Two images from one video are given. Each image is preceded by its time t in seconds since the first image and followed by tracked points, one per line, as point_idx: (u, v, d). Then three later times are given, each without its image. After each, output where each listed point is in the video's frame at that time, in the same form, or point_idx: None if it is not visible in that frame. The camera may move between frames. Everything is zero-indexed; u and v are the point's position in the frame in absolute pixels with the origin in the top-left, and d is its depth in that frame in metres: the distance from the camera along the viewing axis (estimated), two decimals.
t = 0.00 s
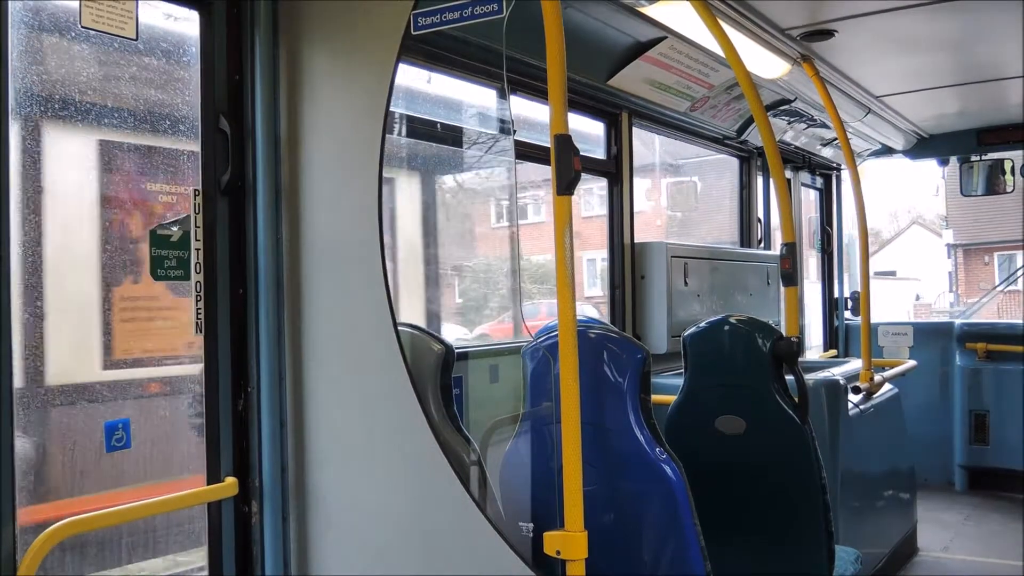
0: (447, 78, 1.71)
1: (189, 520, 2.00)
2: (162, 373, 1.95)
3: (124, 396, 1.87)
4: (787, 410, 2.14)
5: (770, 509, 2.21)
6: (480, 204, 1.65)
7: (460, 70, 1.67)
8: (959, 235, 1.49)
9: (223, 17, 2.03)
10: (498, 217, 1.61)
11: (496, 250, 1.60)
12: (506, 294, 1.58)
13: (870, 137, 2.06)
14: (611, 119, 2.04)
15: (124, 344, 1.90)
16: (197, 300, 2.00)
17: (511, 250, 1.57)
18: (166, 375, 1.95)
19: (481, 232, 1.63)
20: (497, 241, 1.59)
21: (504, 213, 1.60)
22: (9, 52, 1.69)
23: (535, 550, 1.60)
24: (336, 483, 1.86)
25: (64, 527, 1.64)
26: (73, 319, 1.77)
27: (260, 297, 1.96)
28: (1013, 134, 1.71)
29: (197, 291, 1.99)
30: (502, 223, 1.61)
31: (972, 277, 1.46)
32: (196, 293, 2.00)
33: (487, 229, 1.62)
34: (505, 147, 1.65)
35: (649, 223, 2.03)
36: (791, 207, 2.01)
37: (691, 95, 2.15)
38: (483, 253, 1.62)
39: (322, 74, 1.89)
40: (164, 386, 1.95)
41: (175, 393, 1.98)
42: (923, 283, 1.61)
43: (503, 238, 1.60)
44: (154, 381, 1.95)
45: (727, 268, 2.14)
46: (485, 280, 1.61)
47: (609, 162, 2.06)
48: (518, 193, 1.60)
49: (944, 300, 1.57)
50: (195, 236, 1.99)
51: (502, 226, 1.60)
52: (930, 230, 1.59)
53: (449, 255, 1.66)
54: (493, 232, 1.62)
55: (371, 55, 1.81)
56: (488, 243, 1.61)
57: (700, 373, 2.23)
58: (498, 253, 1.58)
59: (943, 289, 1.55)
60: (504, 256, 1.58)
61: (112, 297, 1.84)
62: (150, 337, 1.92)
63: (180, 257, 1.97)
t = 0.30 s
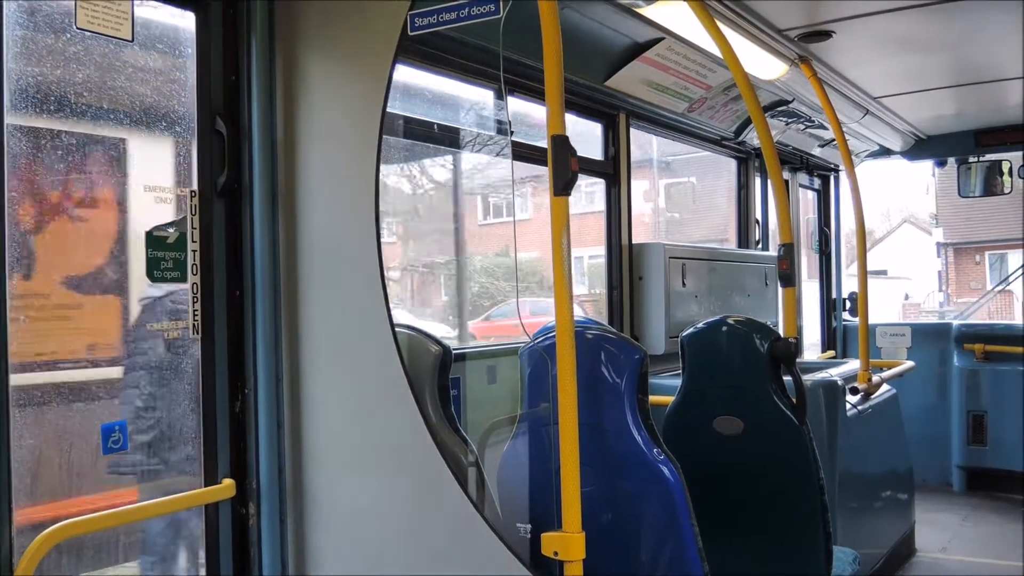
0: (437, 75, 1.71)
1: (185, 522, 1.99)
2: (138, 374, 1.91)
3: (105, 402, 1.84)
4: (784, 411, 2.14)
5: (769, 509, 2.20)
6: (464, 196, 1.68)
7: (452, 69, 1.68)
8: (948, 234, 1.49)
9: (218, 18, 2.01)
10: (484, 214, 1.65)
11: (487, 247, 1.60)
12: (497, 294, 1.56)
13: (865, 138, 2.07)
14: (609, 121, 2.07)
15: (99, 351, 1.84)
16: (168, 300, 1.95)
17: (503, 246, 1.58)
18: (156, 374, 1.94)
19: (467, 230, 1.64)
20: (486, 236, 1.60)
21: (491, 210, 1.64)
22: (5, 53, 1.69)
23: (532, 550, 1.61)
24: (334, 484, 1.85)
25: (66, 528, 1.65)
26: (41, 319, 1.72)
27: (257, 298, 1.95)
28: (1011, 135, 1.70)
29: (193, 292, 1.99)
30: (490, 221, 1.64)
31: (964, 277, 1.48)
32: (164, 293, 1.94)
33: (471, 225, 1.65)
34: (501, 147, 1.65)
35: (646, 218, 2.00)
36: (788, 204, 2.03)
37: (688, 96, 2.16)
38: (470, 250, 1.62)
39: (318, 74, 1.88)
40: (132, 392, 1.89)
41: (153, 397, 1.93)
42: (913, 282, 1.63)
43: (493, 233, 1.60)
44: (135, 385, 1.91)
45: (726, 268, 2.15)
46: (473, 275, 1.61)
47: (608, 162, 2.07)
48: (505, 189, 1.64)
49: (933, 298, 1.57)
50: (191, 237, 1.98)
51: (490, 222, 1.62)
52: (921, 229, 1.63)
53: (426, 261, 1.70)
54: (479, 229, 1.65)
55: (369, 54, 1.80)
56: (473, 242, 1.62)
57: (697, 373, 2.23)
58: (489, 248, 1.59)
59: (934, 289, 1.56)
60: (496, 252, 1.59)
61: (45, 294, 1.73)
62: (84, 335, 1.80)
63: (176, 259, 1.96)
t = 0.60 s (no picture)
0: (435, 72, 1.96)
1: (182, 520, 2.00)
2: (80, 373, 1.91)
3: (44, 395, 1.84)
4: (780, 404, 2.13)
5: (768, 505, 2.18)
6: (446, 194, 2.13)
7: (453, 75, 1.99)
8: (936, 223, 1.54)
9: (212, 16, 1.99)
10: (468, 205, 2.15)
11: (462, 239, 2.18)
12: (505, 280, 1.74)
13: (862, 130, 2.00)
14: (604, 115, 2.42)
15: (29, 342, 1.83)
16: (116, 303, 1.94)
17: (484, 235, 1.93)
18: (146, 373, 1.98)
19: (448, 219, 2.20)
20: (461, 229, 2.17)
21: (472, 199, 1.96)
22: None
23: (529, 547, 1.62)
24: (329, 481, 1.84)
25: (80, 519, 1.68)
26: None
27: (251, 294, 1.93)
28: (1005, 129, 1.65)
29: (188, 290, 1.97)
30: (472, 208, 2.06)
31: (952, 266, 1.48)
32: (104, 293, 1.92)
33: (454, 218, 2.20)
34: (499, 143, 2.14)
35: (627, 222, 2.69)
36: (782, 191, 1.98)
37: (683, 91, 2.26)
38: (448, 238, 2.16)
39: (311, 68, 1.85)
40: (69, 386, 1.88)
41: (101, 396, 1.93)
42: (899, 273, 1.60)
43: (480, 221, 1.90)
44: (69, 378, 1.89)
45: (722, 262, 2.50)
46: (446, 266, 2.25)
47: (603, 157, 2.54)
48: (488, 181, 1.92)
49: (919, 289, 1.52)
50: (185, 234, 1.97)
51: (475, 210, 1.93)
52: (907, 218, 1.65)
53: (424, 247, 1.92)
54: (461, 220, 2.19)
55: (362, 47, 1.76)
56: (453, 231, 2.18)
57: (694, 368, 2.24)
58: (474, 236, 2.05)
59: (920, 279, 1.53)
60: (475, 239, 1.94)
61: None
62: None
63: (171, 255, 1.97)
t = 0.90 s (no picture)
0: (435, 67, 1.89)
1: (179, 516, 2.00)
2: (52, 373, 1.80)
3: (12, 392, 1.73)
4: (778, 400, 2.14)
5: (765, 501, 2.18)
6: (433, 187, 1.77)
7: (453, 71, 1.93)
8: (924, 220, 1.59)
9: (210, 12, 1.98)
10: (456, 202, 1.75)
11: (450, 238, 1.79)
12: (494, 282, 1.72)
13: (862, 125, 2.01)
14: (601, 112, 2.49)
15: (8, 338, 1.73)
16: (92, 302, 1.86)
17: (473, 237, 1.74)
18: (144, 372, 1.95)
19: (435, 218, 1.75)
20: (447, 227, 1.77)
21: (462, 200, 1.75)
22: None
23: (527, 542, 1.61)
24: (326, 478, 1.84)
25: (65, 519, 1.66)
26: None
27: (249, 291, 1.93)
28: (1001, 124, 1.67)
29: (186, 286, 1.97)
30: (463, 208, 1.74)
31: (943, 264, 1.52)
32: (65, 283, 1.82)
33: (439, 217, 1.75)
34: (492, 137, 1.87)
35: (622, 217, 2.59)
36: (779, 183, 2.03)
37: (681, 86, 2.26)
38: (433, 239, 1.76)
39: (309, 64, 1.84)
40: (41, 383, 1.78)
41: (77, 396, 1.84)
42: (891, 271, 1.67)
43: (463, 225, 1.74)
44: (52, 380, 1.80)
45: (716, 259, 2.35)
46: (418, 264, 1.80)
47: (598, 154, 2.70)
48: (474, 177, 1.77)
49: (909, 288, 1.57)
50: (183, 230, 1.97)
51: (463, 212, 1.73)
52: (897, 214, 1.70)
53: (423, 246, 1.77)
54: (449, 217, 1.76)
55: (360, 45, 1.76)
56: (440, 231, 1.76)
57: (692, 365, 2.24)
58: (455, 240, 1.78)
59: (909, 279, 1.57)
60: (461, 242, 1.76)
61: None
62: None
63: (168, 251, 1.96)
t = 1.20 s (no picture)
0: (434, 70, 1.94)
1: (175, 517, 2.00)
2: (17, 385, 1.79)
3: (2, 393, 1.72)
4: (775, 403, 2.12)
5: (762, 505, 2.18)
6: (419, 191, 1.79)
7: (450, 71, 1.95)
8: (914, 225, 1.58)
9: (208, 11, 1.98)
10: (443, 205, 1.83)
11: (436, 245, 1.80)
12: (479, 286, 1.77)
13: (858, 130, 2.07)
14: (600, 114, 2.51)
15: None
16: (60, 306, 1.81)
17: (461, 242, 1.82)
18: (136, 375, 1.93)
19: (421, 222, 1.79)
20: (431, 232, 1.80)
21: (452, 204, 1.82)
22: None
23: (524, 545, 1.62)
24: (323, 480, 1.84)
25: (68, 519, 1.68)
26: None
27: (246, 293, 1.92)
28: (1001, 128, 1.68)
29: (184, 287, 1.97)
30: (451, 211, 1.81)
31: (932, 268, 1.52)
32: (20, 289, 1.74)
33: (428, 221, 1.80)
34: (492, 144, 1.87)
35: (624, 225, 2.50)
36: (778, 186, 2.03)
37: (678, 89, 2.28)
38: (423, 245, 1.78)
39: (307, 65, 1.84)
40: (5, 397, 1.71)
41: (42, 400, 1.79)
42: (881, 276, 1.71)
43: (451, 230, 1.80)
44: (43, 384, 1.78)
45: (717, 262, 2.51)
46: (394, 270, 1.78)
47: (598, 158, 2.71)
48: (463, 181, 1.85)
49: (899, 292, 1.59)
50: (181, 231, 1.96)
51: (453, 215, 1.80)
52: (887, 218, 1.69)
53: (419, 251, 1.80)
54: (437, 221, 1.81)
55: (358, 47, 1.76)
56: (427, 234, 1.78)
57: (690, 368, 2.24)
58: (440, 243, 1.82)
59: (900, 283, 1.58)
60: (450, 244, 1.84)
61: None
62: None
63: (165, 253, 1.95)
